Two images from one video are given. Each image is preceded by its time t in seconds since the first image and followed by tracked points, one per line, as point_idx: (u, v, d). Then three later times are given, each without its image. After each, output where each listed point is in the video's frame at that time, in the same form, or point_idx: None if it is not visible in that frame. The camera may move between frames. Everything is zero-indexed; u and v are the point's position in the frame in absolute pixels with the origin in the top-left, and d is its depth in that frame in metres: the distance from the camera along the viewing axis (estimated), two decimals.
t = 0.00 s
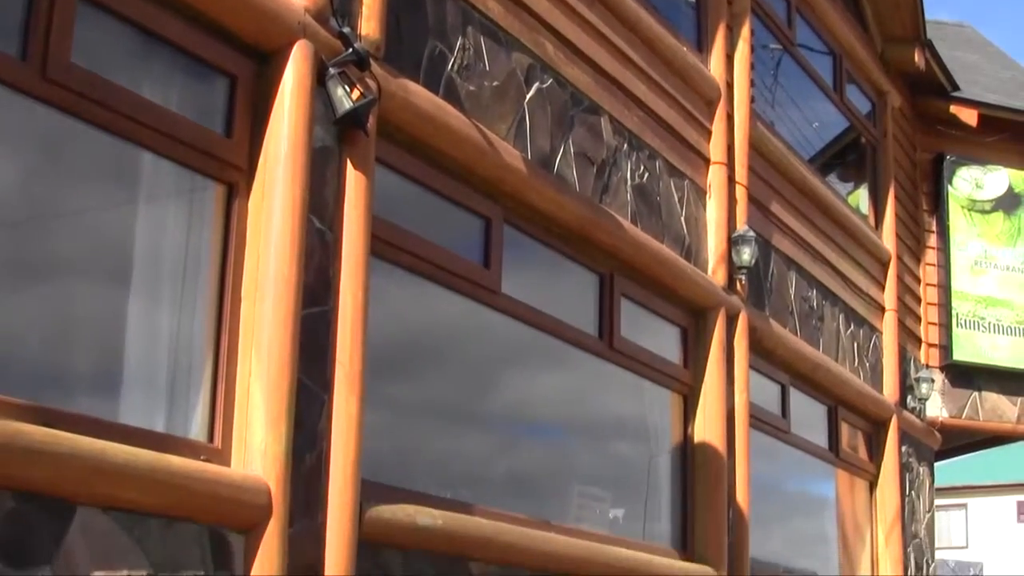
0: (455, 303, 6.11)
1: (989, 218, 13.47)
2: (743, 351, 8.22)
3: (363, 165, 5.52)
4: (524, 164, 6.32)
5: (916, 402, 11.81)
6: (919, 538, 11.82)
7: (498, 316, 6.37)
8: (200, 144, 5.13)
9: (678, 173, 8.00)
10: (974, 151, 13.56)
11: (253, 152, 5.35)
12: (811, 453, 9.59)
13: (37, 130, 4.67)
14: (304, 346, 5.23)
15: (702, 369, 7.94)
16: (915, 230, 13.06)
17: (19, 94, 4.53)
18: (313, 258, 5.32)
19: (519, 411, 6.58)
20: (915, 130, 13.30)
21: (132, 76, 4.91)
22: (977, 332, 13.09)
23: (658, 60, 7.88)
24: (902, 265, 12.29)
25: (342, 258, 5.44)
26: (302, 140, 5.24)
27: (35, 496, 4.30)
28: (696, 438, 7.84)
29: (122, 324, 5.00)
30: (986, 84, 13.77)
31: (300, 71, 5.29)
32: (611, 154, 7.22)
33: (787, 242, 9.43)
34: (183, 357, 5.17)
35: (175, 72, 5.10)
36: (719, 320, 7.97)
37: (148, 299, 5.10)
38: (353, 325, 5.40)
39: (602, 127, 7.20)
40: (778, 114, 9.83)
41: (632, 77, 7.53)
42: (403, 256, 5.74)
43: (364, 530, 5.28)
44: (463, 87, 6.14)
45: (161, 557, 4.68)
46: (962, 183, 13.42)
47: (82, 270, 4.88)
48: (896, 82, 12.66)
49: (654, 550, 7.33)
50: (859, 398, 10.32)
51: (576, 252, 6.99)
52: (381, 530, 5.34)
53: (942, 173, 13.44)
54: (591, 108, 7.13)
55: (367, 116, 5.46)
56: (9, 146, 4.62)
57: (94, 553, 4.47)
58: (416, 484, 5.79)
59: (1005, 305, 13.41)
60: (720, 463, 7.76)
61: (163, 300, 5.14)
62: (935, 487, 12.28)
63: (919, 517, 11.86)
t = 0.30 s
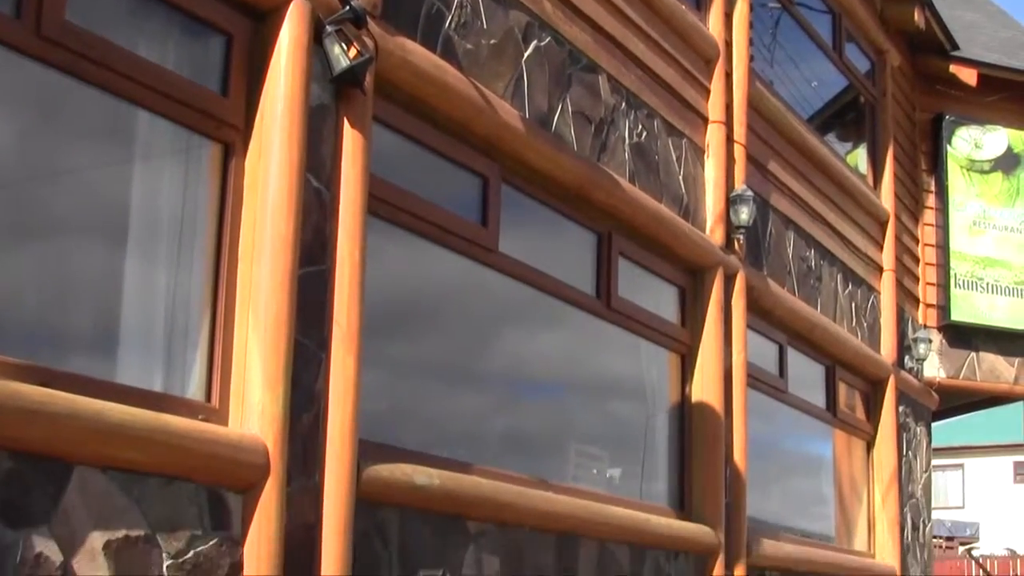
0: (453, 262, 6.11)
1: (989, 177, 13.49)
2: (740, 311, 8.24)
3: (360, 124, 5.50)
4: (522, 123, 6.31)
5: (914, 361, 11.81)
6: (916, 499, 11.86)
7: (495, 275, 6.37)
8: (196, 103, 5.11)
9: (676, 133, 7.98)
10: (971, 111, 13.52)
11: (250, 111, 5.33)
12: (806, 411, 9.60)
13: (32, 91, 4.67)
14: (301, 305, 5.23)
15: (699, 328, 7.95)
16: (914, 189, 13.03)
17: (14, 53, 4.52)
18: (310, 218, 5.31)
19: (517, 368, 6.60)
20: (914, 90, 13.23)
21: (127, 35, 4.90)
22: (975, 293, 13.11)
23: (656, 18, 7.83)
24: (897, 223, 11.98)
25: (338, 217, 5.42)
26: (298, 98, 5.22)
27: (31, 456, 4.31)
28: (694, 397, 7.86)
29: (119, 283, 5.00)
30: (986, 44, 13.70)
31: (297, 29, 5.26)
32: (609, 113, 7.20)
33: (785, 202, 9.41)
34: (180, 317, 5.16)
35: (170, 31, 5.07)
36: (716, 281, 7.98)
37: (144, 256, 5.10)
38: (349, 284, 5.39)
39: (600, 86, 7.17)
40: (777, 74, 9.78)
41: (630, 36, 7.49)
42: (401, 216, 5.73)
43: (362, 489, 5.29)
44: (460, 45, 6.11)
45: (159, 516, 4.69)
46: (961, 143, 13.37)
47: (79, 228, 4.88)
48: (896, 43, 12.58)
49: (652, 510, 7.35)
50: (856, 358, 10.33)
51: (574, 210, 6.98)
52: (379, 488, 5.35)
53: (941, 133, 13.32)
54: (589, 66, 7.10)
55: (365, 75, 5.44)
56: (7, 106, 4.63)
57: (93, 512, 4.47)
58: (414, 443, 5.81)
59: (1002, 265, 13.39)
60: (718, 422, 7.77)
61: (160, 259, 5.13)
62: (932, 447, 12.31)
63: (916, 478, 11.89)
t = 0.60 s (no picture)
0: (451, 222, 6.11)
1: (988, 138, 13.41)
2: (738, 271, 8.23)
3: (358, 83, 5.48)
4: (521, 82, 6.28)
5: (911, 322, 11.82)
6: (913, 459, 11.90)
7: (493, 236, 6.36)
8: (193, 62, 5.08)
9: (675, 93, 7.95)
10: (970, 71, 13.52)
11: (246, 69, 5.29)
12: (803, 372, 9.63)
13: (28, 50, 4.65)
14: (299, 265, 5.22)
15: (697, 289, 7.95)
16: (912, 150, 13.01)
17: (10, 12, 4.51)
18: (308, 176, 5.30)
19: (515, 327, 6.61)
20: (914, 50, 13.20)
21: None
22: (973, 254, 13.09)
23: None
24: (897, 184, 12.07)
25: (336, 176, 5.41)
26: (296, 57, 5.18)
27: (31, 417, 4.30)
28: (692, 356, 7.87)
29: (117, 242, 5.02)
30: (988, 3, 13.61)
31: None
32: (608, 72, 7.16)
33: (784, 162, 9.39)
34: (177, 276, 5.16)
35: None
36: (714, 242, 7.96)
37: (141, 216, 5.11)
38: (347, 243, 5.38)
39: (598, 45, 7.13)
40: (776, 34, 9.70)
41: None
42: (399, 176, 5.73)
43: (359, 448, 5.29)
44: (458, 4, 6.07)
45: (157, 475, 4.70)
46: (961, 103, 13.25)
47: (75, 186, 4.90)
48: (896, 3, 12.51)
49: (649, 469, 7.37)
50: (854, 319, 10.34)
51: (572, 170, 6.96)
52: (376, 448, 5.35)
53: (941, 94, 13.27)
54: (588, 25, 7.05)
55: (362, 34, 5.41)
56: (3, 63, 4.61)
57: (91, 473, 4.48)
58: (412, 402, 5.82)
59: (1000, 226, 13.37)
60: (715, 382, 7.79)
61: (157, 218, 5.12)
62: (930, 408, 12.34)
63: (914, 439, 11.93)
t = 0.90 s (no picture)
0: (446, 183, 6.09)
1: (985, 99, 13.36)
2: (734, 232, 8.22)
3: (352, 43, 5.45)
4: (517, 42, 6.23)
5: (907, 284, 11.84)
6: (908, 421, 11.94)
7: (489, 197, 6.35)
8: (187, 21, 5.04)
9: (671, 53, 7.91)
10: (966, 31, 13.39)
11: (240, 29, 5.25)
12: (799, 333, 9.65)
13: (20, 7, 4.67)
14: (294, 225, 5.20)
15: (693, 250, 7.94)
16: (908, 110, 12.97)
17: None
18: (303, 135, 5.28)
19: (510, 288, 6.60)
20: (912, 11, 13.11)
21: None
22: (969, 216, 13.07)
23: None
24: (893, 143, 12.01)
25: (331, 136, 5.39)
26: (290, 15, 5.15)
27: (25, 378, 4.28)
28: (687, 317, 7.88)
29: (111, 202, 5.00)
30: None
31: None
32: (603, 32, 7.11)
33: (780, 122, 9.37)
34: (171, 236, 5.14)
35: None
36: (709, 203, 7.95)
37: (136, 175, 5.09)
38: (342, 204, 5.37)
39: (594, 4, 7.08)
40: None
41: None
42: (395, 136, 5.70)
43: (355, 409, 5.29)
44: None
45: (152, 437, 4.70)
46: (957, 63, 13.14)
47: (71, 146, 4.90)
48: None
49: (644, 430, 7.39)
50: (850, 280, 10.34)
51: (568, 130, 6.93)
52: (371, 409, 5.35)
53: (937, 54, 13.16)
54: None
55: None
56: None
57: (86, 435, 4.47)
58: (407, 362, 5.82)
59: (998, 187, 13.38)
60: (711, 344, 7.80)
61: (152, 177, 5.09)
62: (925, 369, 12.36)
63: (909, 401, 11.96)
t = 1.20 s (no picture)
0: (441, 145, 6.07)
1: (981, 61, 13.34)
2: (730, 193, 8.21)
3: (347, 4, 5.41)
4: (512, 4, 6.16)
5: (902, 246, 11.84)
6: (903, 383, 11.96)
7: (484, 158, 6.33)
8: None
9: (668, 14, 7.86)
10: None
11: None
12: (793, 293, 9.64)
13: None
14: (289, 187, 5.19)
15: (688, 211, 7.94)
16: (904, 72, 12.94)
17: None
18: (297, 97, 5.26)
19: (505, 250, 6.60)
20: None
21: None
22: (965, 178, 13.06)
23: None
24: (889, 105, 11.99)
25: (325, 98, 5.37)
26: None
27: (18, 339, 4.28)
28: (682, 279, 7.88)
29: (106, 163, 4.95)
30: None
31: None
32: None
33: (775, 83, 9.32)
34: (166, 197, 5.11)
35: None
36: (706, 165, 7.92)
37: (130, 134, 5.04)
38: (337, 166, 5.35)
39: None
40: None
41: None
42: (389, 96, 5.68)
43: (349, 370, 5.29)
44: None
45: (146, 398, 4.70)
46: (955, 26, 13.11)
47: (61, 110, 4.83)
48: None
49: (638, 391, 7.40)
50: (847, 241, 10.33)
51: (563, 90, 6.90)
52: (366, 370, 5.35)
53: (935, 16, 13.14)
54: None
55: None
56: None
57: (81, 396, 4.47)
58: (402, 323, 5.82)
59: (994, 149, 13.31)
60: (706, 306, 7.80)
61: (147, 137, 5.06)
62: (920, 331, 12.38)
63: (904, 362, 11.98)
